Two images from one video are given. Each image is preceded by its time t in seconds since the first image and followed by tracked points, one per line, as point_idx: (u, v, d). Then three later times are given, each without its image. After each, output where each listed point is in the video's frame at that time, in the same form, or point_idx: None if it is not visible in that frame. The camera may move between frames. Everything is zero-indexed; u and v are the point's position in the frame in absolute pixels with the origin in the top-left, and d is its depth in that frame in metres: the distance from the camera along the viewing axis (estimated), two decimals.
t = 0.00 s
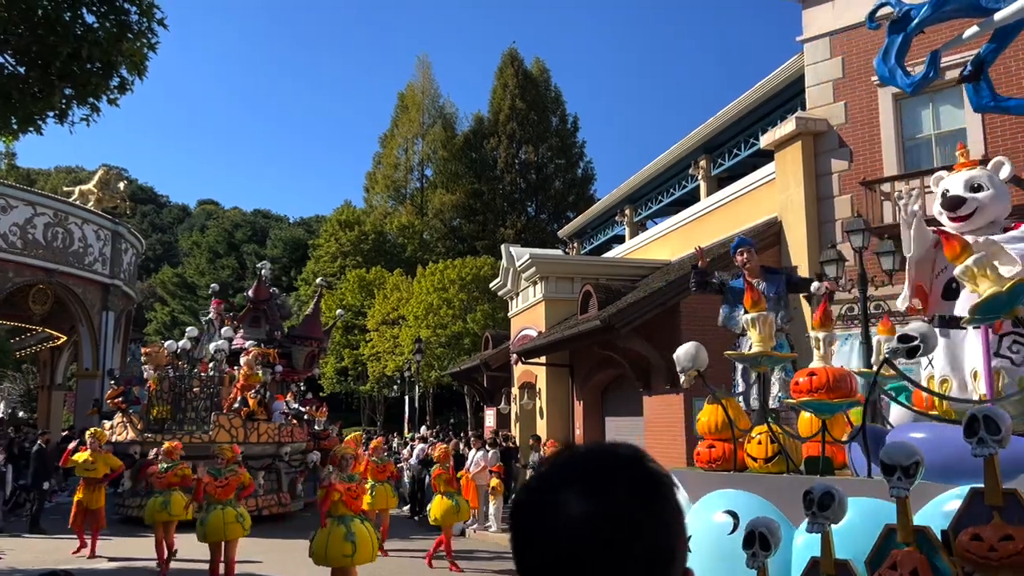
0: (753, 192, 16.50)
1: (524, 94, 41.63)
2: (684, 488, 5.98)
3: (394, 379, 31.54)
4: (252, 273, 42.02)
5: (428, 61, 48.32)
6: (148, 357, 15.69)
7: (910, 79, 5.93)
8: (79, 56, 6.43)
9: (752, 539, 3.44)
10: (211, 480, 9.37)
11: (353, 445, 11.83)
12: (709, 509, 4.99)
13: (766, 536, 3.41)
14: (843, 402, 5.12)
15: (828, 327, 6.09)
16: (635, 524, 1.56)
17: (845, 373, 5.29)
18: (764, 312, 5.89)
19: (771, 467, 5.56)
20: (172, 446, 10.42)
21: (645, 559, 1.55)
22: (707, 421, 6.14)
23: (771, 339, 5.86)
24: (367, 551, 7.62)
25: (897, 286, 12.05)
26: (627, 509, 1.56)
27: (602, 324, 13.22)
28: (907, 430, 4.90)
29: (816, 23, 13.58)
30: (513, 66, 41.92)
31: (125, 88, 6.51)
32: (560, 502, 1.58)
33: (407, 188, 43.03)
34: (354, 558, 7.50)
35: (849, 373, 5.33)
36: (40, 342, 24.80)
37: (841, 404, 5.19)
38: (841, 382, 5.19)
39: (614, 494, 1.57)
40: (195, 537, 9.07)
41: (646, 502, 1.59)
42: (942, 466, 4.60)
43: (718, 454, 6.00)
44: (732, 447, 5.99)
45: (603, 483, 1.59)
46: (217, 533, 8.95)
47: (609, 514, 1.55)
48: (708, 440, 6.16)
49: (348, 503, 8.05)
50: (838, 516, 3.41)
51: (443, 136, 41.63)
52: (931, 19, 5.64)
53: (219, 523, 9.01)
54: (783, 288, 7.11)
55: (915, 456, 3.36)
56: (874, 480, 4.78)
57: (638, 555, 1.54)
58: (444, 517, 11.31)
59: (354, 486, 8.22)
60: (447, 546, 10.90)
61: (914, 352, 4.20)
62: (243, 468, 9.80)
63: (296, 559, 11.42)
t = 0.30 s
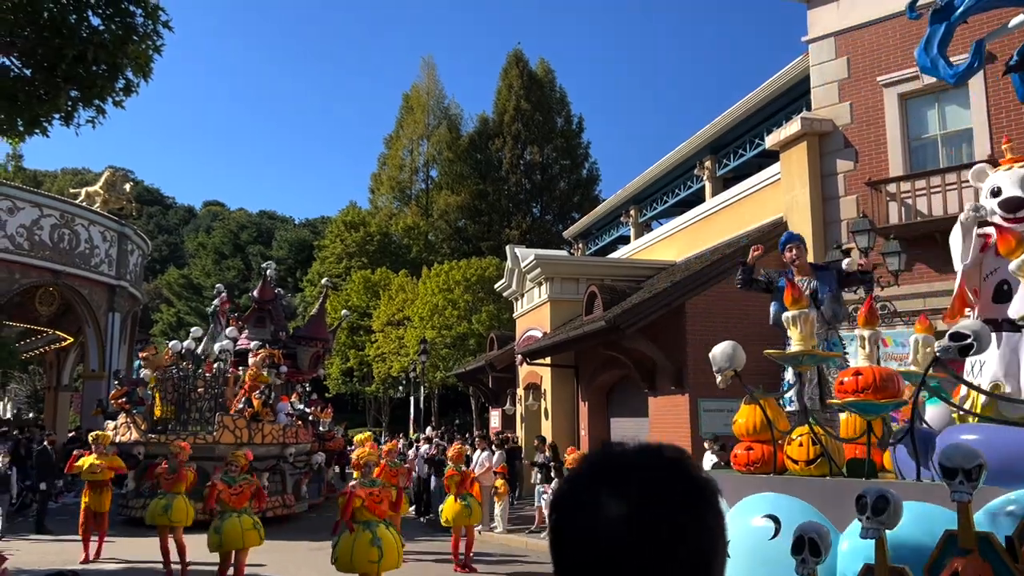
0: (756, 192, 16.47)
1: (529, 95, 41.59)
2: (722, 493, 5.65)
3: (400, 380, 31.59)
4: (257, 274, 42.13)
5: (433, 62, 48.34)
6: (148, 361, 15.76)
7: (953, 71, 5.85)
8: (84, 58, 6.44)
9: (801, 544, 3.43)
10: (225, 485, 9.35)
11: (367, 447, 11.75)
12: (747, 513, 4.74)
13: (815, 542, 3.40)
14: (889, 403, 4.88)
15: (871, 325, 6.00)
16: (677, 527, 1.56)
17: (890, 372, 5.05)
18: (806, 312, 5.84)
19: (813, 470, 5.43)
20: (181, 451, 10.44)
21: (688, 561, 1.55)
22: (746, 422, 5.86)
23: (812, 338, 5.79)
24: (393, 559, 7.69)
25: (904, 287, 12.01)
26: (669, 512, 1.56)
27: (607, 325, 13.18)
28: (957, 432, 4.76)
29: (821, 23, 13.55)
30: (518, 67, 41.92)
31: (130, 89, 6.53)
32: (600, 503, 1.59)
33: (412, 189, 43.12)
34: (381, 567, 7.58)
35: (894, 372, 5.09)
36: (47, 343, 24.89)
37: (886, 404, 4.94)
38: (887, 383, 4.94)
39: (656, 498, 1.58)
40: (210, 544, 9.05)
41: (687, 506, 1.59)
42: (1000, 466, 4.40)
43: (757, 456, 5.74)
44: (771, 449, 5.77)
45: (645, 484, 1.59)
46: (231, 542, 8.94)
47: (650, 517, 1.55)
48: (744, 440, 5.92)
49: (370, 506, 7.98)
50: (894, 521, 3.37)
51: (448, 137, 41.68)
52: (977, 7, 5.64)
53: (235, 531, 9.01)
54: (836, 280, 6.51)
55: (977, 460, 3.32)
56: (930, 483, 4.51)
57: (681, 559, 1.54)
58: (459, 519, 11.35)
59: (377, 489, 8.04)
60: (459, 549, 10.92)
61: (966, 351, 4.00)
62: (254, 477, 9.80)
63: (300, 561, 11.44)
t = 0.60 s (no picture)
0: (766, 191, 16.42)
1: (539, 95, 41.54)
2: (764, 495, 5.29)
3: (410, 380, 31.67)
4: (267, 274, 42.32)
5: (442, 63, 48.41)
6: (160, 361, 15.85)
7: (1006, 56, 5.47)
8: (95, 60, 6.50)
9: (861, 550, 3.36)
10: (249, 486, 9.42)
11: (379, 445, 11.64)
12: (795, 515, 4.44)
13: (877, 546, 3.33)
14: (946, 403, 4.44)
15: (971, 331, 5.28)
16: (712, 528, 1.55)
17: (948, 369, 4.61)
18: (856, 306, 5.12)
19: (865, 471, 5.05)
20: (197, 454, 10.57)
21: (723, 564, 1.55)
22: (790, 422, 5.50)
23: (864, 336, 5.09)
24: (412, 560, 7.44)
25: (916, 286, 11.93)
26: (703, 512, 1.56)
27: (617, 325, 13.15)
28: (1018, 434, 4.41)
29: (831, 21, 13.49)
30: (527, 67, 41.87)
31: (141, 91, 6.58)
32: (633, 503, 1.58)
33: (422, 189, 43.21)
34: (397, 565, 7.38)
35: (952, 370, 4.64)
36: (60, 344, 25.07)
37: (943, 404, 4.49)
38: (942, 379, 4.51)
39: (691, 498, 1.57)
40: (232, 542, 9.01)
41: (722, 506, 1.58)
42: None
43: (804, 457, 5.35)
44: (819, 450, 5.38)
45: (679, 483, 1.59)
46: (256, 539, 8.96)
47: (684, 516, 1.55)
48: (789, 441, 5.53)
49: (392, 506, 7.92)
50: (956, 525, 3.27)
51: (457, 138, 41.73)
52: None
53: (259, 530, 9.02)
54: (881, 277, 6.33)
55: None
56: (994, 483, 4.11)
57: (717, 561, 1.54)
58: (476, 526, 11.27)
59: (401, 488, 7.99)
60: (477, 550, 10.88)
61: None
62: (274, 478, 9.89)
63: (310, 561, 11.50)
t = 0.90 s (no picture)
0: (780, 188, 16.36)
1: (552, 93, 41.46)
2: (820, 497, 5.44)
3: (424, 379, 31.75)
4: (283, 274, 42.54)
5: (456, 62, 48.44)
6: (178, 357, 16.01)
7: None
8: (112, 61, 6.57)
9: (935, 551, 3.66)
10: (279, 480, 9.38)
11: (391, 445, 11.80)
12: (850, 515, 4.42)
13: (948, 548, 3.62)
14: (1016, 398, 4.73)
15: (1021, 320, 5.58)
16: (756, 520, 1.56)
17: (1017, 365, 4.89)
18: (914, 298, 5.47)
19: (925, 470, 5.09)
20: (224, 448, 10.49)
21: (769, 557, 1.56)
22: (845, 419, 5.52)
23: (922, 327, 5.43)
24: (407, 567, 7.46)
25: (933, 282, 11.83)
26: (749, 504, 1.57)
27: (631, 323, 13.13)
28: None
29: (846, 16, 13.40)
30: (540, 65, 41.78)
31: (157, 91, 6.63)
32: (677, 493, 1.60)
33: (436, 189, 43.31)
34: (395, 565, 7.53)
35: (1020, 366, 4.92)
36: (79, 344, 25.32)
37: (1010, 398, 4.79)
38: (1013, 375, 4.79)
39: (737, 491, 1.58)
40: (258, 535, 8.94)
41: (765, 501, 1.58)
42: None
43: (860, 454, 5.43)
44: (876, 448, 5.44)
45: (726, 474, 1.60)
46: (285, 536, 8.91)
47: (730, 510, 1.56)
48: (843, 438, 5.60)
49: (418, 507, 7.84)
50: None
51: (471, 136, 41.77)
52: None
53: (288, 528, 8.99)
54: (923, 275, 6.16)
55: None
56: None
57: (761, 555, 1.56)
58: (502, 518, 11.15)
59: (430, 490, 7.90)
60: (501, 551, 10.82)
61: None
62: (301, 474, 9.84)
63: (325, 560, 11.58)
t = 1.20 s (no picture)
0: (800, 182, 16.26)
1: (570, 89, 41.35)
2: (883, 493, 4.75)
3: (444, 376, 31.85)
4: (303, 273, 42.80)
5: (473, 60, 48.47)
6: (201, 353, 16.19)
7: None
8: (134, 61, 6.61)
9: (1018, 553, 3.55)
10: (319, 476, 9.49)
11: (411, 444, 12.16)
12: (912, 513, 3.86)
13: None
14: None
15: None
16: (835, 511, 1.52)
17: None
18: (984, 286, 5.13)
19: (996, 464, 4.72)
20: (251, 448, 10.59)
21: (845, 551, 1.52)
22: (907, 412, 5.04)
23: (991, 315, 5.08)
24: (472, 559, 7.17)
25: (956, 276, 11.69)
26: (830, 493, 1.52)
27: (651, 319, 13.08)
28: None
29: (867, 8, 13.25)
30: (557, 62, 41.68)
31: (178, 91, 6.69)
32: (752, 477, 1.56)
33: (454, 186, 43.43)
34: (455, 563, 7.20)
35: None
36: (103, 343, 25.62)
37: None
38: None
39: (816, 480, 1.53)
40: (309, 534, 8.95)
41: (847, 493, 1.53)
42: None
43: (925, 449, 4.89)
44: (941, 442, 4.92)
45: (806, 462, 1.55)
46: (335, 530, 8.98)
47: (809, 501, 1.52)
48: (901, 434, 5.09)
49: (462, 497, 7.96)
50: None
51: (489, 134, 41.82)
52: None
53: (338, 520, 9.05)
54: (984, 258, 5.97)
55: None
56: None
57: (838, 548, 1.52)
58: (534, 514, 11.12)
59: (472, 479, 8.04)
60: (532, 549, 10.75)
61: None
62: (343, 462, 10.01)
63: (347, 556, 11.70)
